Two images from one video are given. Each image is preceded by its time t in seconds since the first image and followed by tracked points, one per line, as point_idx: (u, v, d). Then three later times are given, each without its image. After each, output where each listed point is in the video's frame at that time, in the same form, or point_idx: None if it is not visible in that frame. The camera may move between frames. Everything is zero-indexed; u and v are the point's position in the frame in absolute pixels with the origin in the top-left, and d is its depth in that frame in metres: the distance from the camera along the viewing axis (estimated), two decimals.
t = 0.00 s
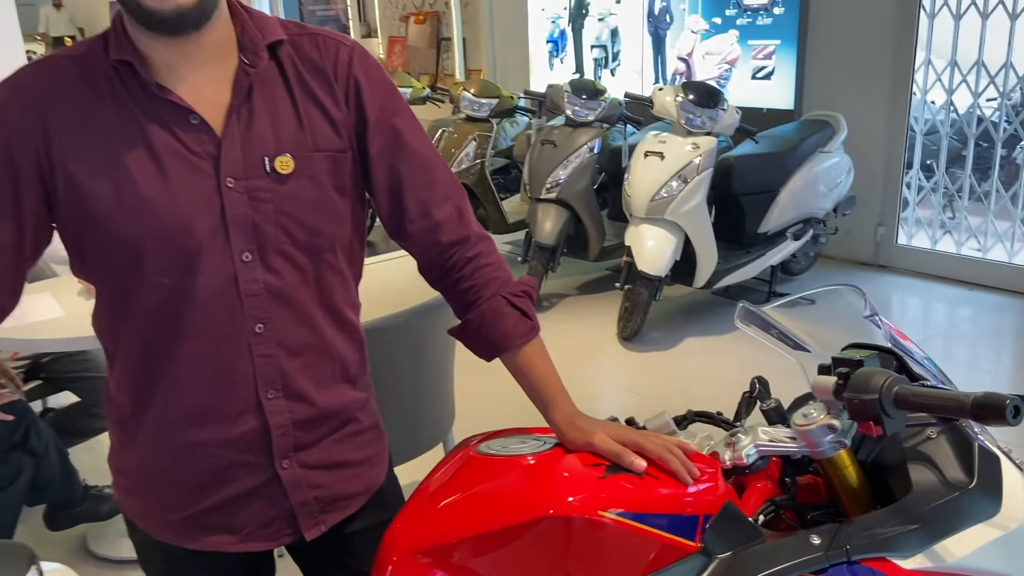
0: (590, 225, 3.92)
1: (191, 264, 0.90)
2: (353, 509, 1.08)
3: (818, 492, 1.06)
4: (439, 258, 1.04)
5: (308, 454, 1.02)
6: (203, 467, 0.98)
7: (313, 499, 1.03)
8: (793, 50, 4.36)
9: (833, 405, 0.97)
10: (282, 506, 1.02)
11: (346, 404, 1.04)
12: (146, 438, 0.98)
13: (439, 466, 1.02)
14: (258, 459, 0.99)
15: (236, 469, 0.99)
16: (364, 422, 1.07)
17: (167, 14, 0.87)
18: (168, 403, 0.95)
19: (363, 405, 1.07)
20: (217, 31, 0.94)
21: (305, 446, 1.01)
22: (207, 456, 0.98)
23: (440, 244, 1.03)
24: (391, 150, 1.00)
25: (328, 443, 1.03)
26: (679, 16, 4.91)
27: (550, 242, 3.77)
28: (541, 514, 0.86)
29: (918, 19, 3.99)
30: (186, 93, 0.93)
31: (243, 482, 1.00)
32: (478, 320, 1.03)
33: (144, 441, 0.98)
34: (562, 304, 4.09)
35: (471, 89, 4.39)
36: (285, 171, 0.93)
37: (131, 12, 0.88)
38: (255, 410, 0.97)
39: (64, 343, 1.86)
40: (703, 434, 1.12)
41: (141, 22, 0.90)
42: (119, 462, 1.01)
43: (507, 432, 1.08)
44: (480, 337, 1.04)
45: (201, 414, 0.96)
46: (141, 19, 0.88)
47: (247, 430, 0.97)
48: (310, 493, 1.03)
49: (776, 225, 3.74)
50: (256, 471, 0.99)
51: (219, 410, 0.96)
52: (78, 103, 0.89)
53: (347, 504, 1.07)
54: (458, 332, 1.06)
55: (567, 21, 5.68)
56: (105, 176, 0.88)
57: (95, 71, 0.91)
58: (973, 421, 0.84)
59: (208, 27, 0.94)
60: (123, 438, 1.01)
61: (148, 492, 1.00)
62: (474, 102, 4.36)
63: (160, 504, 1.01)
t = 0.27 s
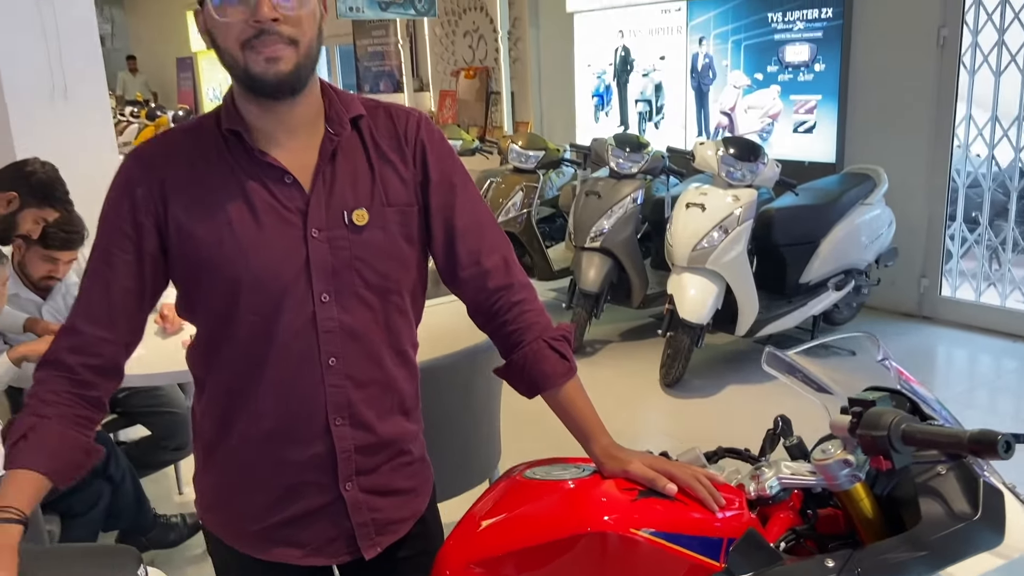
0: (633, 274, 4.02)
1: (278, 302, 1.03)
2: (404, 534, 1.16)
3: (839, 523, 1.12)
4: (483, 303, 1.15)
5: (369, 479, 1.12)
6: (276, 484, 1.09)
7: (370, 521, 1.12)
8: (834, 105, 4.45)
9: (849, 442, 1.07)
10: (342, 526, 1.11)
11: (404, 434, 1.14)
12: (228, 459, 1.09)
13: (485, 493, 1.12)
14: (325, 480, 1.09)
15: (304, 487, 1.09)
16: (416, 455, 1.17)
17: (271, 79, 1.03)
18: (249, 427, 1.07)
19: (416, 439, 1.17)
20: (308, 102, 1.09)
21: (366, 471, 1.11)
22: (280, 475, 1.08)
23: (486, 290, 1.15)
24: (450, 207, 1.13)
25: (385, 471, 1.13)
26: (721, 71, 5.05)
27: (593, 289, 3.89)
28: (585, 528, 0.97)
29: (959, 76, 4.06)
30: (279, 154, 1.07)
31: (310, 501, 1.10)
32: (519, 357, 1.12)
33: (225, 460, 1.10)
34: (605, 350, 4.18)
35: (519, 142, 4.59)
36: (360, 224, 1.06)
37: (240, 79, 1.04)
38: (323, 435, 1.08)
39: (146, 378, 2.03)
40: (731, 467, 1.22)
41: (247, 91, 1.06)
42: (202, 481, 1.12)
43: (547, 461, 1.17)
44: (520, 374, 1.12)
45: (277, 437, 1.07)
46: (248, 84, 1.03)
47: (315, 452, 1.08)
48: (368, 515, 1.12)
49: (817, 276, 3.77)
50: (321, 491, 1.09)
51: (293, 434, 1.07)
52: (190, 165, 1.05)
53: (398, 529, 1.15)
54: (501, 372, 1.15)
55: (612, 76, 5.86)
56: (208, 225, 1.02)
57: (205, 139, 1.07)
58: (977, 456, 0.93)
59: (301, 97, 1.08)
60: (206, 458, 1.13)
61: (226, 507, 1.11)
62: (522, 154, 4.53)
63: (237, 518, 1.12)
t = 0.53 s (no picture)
0: (651, 307, 4.12)
1: (316, 316, 1.16)
2: (416, 531, 1.28)
3: (821, 530, 1.22)
4: (490, 324, 1.28)
5: (389, 477, 1.24)
6: (306, 481, 1.21)
7: (389, 516, 1.24)
8: (849, 143, 4.56)
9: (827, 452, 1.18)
10: (363, 521, 1.23)
11: (418, 438, 1.27)
12: (262, 458, 1.22)
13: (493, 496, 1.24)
14: (350, 478, 1.22)
15: (332, 485, 1.21)
16: (426, 458, 1.30)
17: (336, 118, 1.18)
18: (285, 429, 1.19)
19: (427, 444, 1.30)
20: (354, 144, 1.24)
21: (386, 470, 1.24)
22: (310, 473, 1.21)
23: (491, 311, 1.28)
24: (463, 236, 1.27)
25: (401, 471, 1.26)
26: (739, 111, 5.19)
27: (612, 321, 3.99)
28: (583, 523, 1.08)
29: (972, 115, 4.15)
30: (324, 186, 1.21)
31: (335, 497, 1.22)
32: (520, 374, 1.23)
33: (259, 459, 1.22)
34: (624, 381, 4.28)
35: (541, 178, 4.74)
36: (390, 247, 1.21)
37: (305, 116, 1.19)
38: (350, 436, 1.21)
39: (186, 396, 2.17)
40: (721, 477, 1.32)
41: (307, 128, 1.20)
42: (236, 479, 1.24)
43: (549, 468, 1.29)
44: (520, 391, 1.24)
45: (310, 437, 1.20)
46: (313, 120, 1.18)
47: (343, 451, 1.21)
48: (387, 511, 1.24)
49: (832, 309, 3.86)
50: (346, 488, 1.22)
51: (324, 435, 1.20)
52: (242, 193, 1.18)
53: (410, 527, 1.27)
54: (504, 387, 1.27)
55: (632, 115, 6.02)
56: (258, 246, 1.15)
57: (255, 171, 1.21)
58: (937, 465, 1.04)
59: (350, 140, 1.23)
60: (239, 459, 1.25)
61: (259, 503, 1.23)
62: (544, 190, 4.67)
63: (267, 513, 1.23)
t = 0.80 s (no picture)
0: (656, 328, 4.21)
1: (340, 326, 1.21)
2: (417, 528, 1.34)
3: (792, 526, 1.30)
4: (485, 336, 1.38)
5: (397, 477, 1.30)
6: (321, 480, 1.25)
7: (396, 512, 1.30)
8: (849, 169, 4.66)
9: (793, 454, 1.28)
10: (373, 518, 1.28)
11: (421, 442, 1.34)
12: (278, 458, 1.25)
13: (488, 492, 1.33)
14: (362, 478, 1.27)
15: (345, 483, 1.26)
16: (428, 459, 1.36)
17: (379, 152, 1.24)
18: (305, 433, 1.23)
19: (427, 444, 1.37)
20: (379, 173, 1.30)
21: (395, 470, 1.29)
22: (326, 474, 1.25)
23: (486, 325, 1.39)
24: (465, 257, 1.37)
25: (407, 473, 1.32)
26: (743, 137, 5.31)
27: (616, 341, 4.08)
28: (565, 513, 1.18)
29: (970, 142, 4.20)
30: (353, 208, 1.27)
31: (347, 495, 1.27)
32: (514, 381, 1.33)
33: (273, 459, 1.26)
34: (629, 401, 4.36)
35: (549, 203, 4.87)
36: (410, 267, 1.27)
37: (351, 145, 1.25)
38: (364, 438, 1.26)
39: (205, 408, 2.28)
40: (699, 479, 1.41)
41: (345, 156, 1.26)
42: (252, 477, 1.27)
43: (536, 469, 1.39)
44: (512, 397, 1.34)
45: (329, 440, 1.24)
46: (358, 149, 1.24)
47: (357, 453, 1.26)
48: (395, 508, 1.29)
49: (832, 330, 3.94)
50: (357, 487, 1.27)
51: (342, 438, 1.25)
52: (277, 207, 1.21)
53: (413, 523, 1.33)
54: (497, 394, 1.37)
55: (640, 141, 6.14)
56: (291, 259, 1.19)
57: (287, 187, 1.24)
58: (892, 459, 1.15)
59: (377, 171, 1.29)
60: (252, 459, 1.27)
61: (273, 501, 1.26)
62: (551, 214, 4.81)
63: (280, 508, 1.27)
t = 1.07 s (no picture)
0: (658, 337, 4.31)
1: (375, 327, 1.31)
2: (434, 515, 1.44)
3: (781, 511, 1.41)
4: (495, 336, 1.49)
5: (418, 467, 1.39)
6: (352, 469, 1.34)
7: (417, 499, 1.39)
8: (847, 182, 4.77)
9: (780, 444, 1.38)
10: (397, 504, 1.37)
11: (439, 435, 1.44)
12: (312, 448, 1.34)
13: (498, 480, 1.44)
14: (389, 468, 1.36)
15: (374, 472, 1.35)
16: (443, 450, 1.46)
17: (420, 171, 1.33)
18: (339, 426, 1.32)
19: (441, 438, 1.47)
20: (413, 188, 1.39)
21: (417, 460, 1.39)
22: (356, 463, 1.34)
23: (497, 326, 1.50)
24: (479, 264, 1.49)
25: (426, 464, 1.41)
26: (744, 151, 5.42)
27: (620, 349, 4.17)
28: (569, 493, 1.29)
29: (965, 155, 4.30)
30: (389, 219, 1.36)
31: (375, 483, 1.36)
32: (522, 377, 1.45)
33: (306, 448, 1.35)
34: (633, 409, 4.45)
35: (555, 215, 4.99)
36: (437, 275, 1.38)
37: (395, 162, 1.33)
38: (392, 431, 1.35)
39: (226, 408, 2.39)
40: (696, 469, 1.52)
41: (386, 172, 1.35)
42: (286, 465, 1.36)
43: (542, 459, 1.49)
44: (519, 392, 1.45)
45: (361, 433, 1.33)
46: (401, 166, 1.33)
47: (385, 444, 1.35)
48: (417, 495, 1.39)
49: (830, 338, 4.06)
50: (384, 476, 1.36)
51: (372, 430, 1.34)
52: (322, 215, 1.30)
53: (431, 509, 1.42)
54: (506, 391, 1.47)
55: (643, 155, 6.27)
56: (336, 265, 1.28)
57: (330, 196, 1.33)
58: (870, 446, 1.26)
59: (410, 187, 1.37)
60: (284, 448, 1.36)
61: (305, 487, 1.35)
62: (557, 226, 4.93)
63: (310, 494, 1.36)
